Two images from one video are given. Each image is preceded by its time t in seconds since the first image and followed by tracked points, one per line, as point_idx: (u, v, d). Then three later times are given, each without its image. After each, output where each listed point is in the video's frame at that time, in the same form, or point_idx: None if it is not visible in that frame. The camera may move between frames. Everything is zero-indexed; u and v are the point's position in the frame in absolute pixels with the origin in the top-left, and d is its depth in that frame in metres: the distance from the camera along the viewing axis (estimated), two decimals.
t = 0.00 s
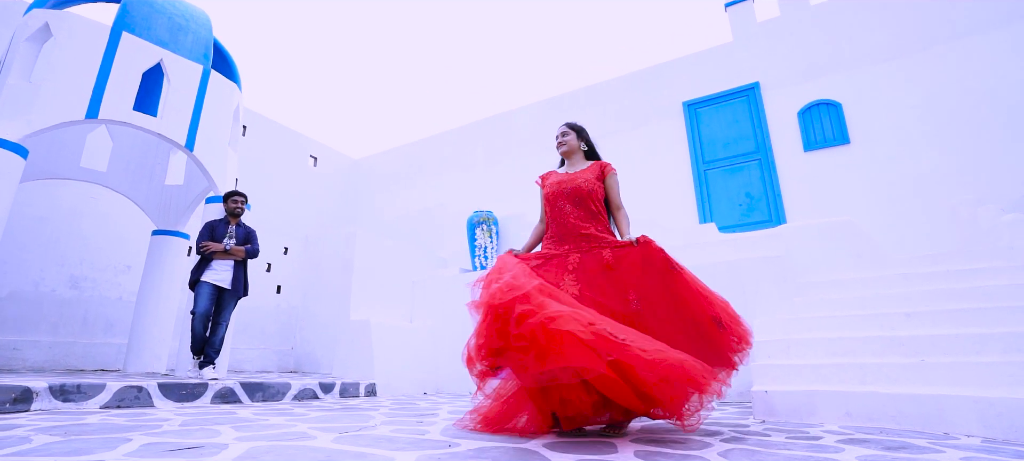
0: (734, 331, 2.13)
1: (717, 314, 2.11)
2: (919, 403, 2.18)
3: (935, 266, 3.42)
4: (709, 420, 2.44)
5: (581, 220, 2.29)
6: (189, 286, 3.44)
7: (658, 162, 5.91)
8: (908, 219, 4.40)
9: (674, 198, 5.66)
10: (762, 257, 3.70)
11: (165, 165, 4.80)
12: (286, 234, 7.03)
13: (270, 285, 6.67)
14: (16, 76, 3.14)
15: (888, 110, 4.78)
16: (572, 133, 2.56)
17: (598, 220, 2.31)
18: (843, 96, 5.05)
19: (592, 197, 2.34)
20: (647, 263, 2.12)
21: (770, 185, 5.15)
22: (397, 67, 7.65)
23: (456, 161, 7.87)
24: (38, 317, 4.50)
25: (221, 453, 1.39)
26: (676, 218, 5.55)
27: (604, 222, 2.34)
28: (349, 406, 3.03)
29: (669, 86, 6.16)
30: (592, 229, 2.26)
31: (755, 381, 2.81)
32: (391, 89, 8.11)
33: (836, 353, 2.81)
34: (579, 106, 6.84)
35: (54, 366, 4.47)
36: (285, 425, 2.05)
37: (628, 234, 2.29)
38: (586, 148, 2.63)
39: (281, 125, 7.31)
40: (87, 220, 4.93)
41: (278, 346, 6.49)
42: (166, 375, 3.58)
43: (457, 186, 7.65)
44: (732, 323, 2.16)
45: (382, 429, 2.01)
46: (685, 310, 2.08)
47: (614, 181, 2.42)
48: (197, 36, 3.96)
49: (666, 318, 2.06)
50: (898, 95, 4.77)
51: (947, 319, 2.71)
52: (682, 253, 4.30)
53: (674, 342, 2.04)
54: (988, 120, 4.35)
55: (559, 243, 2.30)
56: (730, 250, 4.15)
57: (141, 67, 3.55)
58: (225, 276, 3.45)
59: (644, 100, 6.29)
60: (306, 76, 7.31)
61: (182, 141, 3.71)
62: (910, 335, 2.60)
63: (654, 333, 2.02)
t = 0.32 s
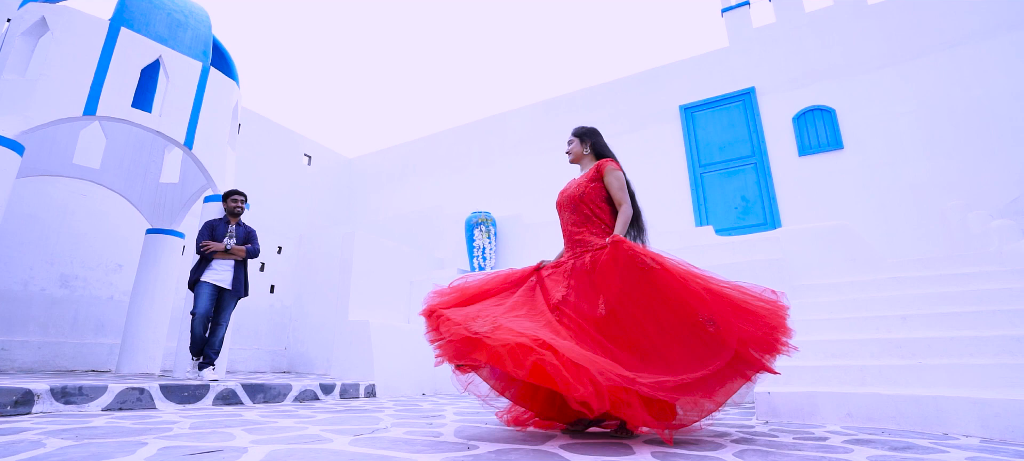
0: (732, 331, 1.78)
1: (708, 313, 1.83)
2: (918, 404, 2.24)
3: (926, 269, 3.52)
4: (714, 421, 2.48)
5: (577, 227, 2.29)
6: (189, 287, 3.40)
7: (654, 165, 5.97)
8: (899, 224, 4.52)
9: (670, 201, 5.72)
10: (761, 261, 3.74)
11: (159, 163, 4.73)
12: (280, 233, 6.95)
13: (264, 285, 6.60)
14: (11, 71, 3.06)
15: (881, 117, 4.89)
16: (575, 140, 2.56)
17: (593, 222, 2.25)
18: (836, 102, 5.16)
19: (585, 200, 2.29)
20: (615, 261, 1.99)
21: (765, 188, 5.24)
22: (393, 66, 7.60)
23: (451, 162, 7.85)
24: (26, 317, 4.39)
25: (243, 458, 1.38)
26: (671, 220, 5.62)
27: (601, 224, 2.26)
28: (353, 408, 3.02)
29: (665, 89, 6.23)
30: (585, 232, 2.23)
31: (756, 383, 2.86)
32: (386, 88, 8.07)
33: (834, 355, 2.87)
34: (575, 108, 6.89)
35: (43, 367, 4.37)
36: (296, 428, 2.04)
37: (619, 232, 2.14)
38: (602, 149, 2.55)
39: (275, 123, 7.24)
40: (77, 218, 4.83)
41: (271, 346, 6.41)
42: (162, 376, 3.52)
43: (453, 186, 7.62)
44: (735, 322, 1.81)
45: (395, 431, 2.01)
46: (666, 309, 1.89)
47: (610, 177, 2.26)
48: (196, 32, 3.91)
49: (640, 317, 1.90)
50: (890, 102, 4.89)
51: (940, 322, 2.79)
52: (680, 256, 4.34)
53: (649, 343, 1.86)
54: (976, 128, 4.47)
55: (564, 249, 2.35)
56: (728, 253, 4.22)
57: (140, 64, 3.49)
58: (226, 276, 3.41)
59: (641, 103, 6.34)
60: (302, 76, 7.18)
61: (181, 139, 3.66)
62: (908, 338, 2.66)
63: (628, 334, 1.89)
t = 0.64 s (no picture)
0: (648, 336, 1.73)
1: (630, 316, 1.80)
2: (916, 404, 2.31)
3: (917, 272, 3.62)
4: (719, 421, 2.52)
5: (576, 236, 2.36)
6: (188, 287, 3.36)
7: (650, 167, 6.03)
8: (890, 228, 4.63)
9: (666, 203, 5.79)
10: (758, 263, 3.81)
11: (154, 161, 4.67)
12: (274, 233, 6.87)
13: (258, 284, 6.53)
14: (8, 66, 2.99)
15: (872, 123, 5.01)
16: (580, 148, 2.56)
17: (586, 232, 2.29)
18: (829, 108, 5.27)
19: (580, 210, 2.33)
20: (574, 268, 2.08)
21: (760, 192, 5.33)
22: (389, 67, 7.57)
23: (446, 162, 7.84)
24: (15, 316, 4.29)
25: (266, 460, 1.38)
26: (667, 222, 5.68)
27: (595, 230, 2.27)
28: (357, 409, 3.02)
29: (662, 93, 6.29)
30: (579, 242, 2.30)
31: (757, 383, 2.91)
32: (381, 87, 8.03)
33: (832, 356, 2.92)
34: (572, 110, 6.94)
35: (32, 368, 4.27)
36: (309, 429, 2.03)
37: (603, 240, 2.13)
38: (607, 150, 2.49)
39: (269, 122, 7.17)
40: (67, 216, 4.73)
41: (264, 346, 6.34)
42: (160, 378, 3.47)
43: (449, 186, 7.61)
44: (654, 327, 1.73)
45: (409, 433, 2.01)
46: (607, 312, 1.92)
47: (598, 184, 2.25)
48: (196, 29, 3.86)
49: (590, 322, 1.96)
50: (882, 108, 5.01)
51: (933, 324, 2.88)
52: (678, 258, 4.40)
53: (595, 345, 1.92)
54: (963, 136, 4.61)
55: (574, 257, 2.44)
56: (725, 255, 4.28)
57: (138, 61, 3.44)
58: (227, 276, 3.38)
59: (637, 106, 6.41)
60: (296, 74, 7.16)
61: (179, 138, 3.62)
62: (903, 340, 2.73)
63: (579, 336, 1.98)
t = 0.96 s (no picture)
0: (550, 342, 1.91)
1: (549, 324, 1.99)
2: (914, 405, 2.38)
3: (909, 275, 3.72)
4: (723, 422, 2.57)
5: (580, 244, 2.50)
6: (190, 288, 3.32)
7: (647, 170, 6.10)
8: (882, 232, 4.75)
9: (663, 206, 5.86)
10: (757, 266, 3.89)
11: (150, 160, 4.61)
12: (268, 232, 6.80)
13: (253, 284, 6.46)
14: (7, 62, 2.94)
15: (864, 129, 5.14)
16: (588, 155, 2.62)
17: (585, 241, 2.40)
18: (821, 114, 5.39)
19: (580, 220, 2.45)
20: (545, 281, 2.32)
21: (755, 196, 5.42)
22: (387, 67, 7.55)
23: (443, 163, 7.83)
24: (6, 316, 4.20)
25: None
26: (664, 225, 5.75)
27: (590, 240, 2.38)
28: (363, 410, 3.03)
29: (659, 97, 6.37)
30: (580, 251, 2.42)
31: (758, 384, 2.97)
32: (378, 87, 8.00)
33: (831, 358, 2.99)
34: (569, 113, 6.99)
35: (24, 369, 4.19)
36: (324, 431, 2.04)
37: (583, 253, 2.27)
38: (611, 157, 2.48)
39: (264, 120, 7.10)
40: (60, 214, 4.65)
41: (258, 347, 6.28)
42: (160, 379, 3.44)
43: (445, 187, 7.62)
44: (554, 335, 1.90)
45: (425, 434, 2.03)
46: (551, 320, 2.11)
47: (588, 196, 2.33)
48: (197, 28, 3.84)
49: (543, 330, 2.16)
50: (873, 115, 5.14)
51: (928, 327, 2.97)
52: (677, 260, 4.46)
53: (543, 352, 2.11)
54: (950, 143, 4.75)
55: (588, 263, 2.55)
56: (722, 258, 4.36)
57: (140, 59, 3.41)
58: (230, 276, 3.36)
59: (634, 109, 6.48)
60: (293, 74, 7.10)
61: (181, 137, 3.59)
62: (900, 342, 2.81)
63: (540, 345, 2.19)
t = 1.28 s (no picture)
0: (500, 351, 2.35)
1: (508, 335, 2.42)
2: (912, 406, 2.46)
3: (903, 279, 3.82)
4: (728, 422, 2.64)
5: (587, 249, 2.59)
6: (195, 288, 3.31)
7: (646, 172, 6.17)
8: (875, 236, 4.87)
9: (661, 208, 5.93)
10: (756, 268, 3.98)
11: (150, 158, 4.58)
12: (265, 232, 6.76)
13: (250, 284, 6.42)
14: (12, 60, 2.90)
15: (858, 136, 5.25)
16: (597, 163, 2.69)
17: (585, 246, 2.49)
18: (816, 120, 5.50)
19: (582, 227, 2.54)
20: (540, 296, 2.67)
21: (751, 199, 5.52)
22: (386, 67, 7.54)
23: (442, 163, 7.84)
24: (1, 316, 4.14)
25: None
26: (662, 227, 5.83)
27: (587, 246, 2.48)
28: (372, 410, 3.05)
29: (657, 100, 6.45)
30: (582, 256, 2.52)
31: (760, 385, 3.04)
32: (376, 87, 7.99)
33: (831, 359, 3.06)
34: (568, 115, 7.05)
35: (18, 370, 4.13)
36: (341, 432, 2.06)
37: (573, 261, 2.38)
38: (611, 164, 2.52)
39: (262, 119, 7.05)
40: (56, 213, 4.60)
41: (255, 346, 6.24)
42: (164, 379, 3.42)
43: (444, 187, 7.63)
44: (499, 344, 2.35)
45: (442, 436, 2.05)
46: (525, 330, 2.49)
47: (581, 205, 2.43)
48: (201, 27, 3.82)
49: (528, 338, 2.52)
50: (866, 122, 5.26)
51: (923, 330, 3.05)
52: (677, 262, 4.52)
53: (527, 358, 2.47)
54: (941, 150, 4.88)
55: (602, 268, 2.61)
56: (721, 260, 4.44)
57: (145, 58, 3.38)
58: (235, 277, 3.36)
59: (632, 112, 6.55)
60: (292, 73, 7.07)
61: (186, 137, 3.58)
62: (897, 344, 2.90)
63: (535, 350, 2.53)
